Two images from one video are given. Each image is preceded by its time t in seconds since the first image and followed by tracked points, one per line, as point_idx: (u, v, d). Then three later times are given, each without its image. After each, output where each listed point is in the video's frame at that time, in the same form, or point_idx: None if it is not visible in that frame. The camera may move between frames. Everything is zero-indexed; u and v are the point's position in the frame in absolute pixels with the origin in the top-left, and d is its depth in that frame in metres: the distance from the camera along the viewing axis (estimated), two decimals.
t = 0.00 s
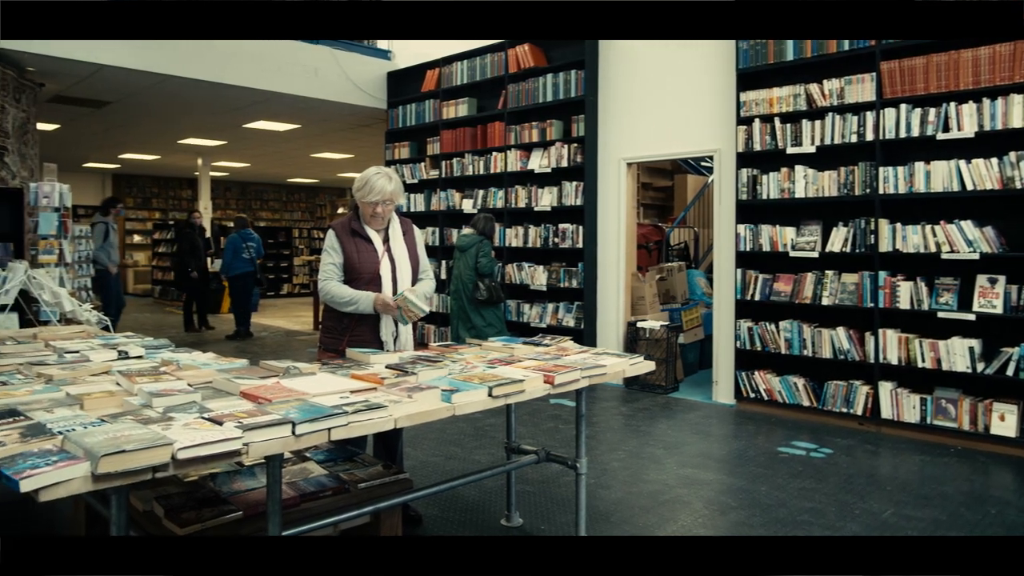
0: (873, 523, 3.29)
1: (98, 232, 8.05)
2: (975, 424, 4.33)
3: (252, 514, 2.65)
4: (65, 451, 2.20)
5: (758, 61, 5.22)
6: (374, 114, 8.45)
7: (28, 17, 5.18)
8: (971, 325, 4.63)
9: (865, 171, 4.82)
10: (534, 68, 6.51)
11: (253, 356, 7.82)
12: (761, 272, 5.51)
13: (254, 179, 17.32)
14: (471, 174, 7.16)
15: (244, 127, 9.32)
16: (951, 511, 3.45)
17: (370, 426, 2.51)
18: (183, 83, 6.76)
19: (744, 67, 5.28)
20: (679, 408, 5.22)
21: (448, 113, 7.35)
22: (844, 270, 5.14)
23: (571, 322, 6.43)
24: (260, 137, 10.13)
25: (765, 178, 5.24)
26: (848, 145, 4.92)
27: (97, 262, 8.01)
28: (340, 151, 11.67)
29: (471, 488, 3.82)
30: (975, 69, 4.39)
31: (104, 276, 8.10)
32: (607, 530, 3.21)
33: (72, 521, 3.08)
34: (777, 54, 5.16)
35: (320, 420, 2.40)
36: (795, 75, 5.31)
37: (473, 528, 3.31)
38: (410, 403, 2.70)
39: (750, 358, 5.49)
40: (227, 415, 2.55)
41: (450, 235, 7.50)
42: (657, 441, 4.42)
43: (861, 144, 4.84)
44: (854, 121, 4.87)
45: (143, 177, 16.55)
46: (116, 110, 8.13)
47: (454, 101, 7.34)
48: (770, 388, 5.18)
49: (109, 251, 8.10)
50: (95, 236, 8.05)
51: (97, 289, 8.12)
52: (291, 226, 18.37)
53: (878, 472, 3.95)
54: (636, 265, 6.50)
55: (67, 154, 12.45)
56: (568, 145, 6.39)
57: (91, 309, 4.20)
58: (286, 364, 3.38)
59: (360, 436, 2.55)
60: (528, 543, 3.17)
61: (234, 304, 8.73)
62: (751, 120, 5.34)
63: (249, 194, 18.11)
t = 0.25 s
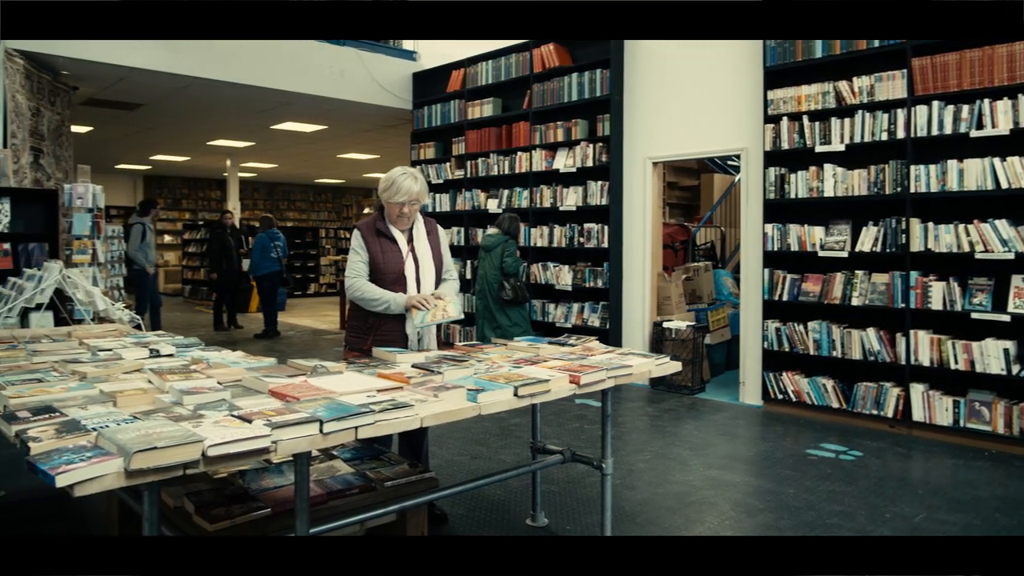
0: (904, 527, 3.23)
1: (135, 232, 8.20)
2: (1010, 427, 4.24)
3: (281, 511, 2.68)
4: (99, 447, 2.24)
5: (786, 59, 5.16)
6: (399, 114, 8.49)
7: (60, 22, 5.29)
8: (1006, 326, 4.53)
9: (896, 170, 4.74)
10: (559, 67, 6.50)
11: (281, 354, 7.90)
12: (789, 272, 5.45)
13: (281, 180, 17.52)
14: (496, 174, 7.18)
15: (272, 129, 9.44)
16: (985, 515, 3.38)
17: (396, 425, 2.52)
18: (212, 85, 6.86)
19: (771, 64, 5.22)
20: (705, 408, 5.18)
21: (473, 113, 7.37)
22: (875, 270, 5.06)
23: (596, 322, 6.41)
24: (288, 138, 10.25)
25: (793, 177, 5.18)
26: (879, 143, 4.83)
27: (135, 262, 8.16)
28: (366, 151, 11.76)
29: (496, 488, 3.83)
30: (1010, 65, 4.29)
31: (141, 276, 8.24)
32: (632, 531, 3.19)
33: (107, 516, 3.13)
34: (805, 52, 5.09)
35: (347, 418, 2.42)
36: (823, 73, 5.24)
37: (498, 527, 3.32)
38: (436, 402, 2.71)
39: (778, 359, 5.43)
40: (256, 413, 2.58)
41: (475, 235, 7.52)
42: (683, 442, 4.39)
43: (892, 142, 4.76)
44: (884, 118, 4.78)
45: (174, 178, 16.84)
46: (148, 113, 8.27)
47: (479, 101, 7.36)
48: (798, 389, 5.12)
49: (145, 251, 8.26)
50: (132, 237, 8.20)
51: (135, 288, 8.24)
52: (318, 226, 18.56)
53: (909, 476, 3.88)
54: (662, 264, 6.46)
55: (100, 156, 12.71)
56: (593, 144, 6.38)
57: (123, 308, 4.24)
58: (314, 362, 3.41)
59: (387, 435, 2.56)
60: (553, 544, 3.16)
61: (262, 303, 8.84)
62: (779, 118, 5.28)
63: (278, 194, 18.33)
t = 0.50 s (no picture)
0: (931, 531, 3.18)
1: (169, 232, 8.24)
2: None
3: (304, 509, 2.70)
4: (127, 444, 2.27)
5: (810, 57, 5.11)
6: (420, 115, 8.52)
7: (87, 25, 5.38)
8: None
9: (922, 168, 4.67)
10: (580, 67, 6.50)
11: (303, 353, 7.97)
12: (813, 272, 5.39)
13: (304, 180, 17.67)
14: (517, 174, 7.18)
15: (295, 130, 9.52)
16: (1014, 520, 3.32)
17: (418, 424, 2.53)
18: (236, 87, 6.94)
19: (795, 62, 5.17)
20: (728, 410, 5.14)
21: (495, 113, 7.38)
22: (901, 270, 4.99)
23: (617, 322, 6.40)
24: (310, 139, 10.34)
25: (817, 176, 5.13)
26: (905, 141, 4.76)
27: (169, 261, 8.16)
28: (388, 152, 11.83)
29: (517, 488, 3.83)
30: None
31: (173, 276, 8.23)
32: (654, 533, 3.18)
33: (135, 512, 3.18)
34: (829, 49, 5.03)
35: (369, 417, 2.43)
36: (848, 70, 5.18)
37: (519, 527, 3.32)
38: (458, 402, 2.72)
39: (801, 360, 5.38)
40: (280, 411, 2.61)
41: (497, 235, 7.53)
42: (706, 443, 4.36)
43: (919, 141, 4.68)
44: (910, 116, 4.71)
45: (199, 179, 17.05)
46: (173, 115, 8.39)
47: (500, 101, 7.37)
48: (823, 391, 5.06)
49: (178, 251, 8.29)
50: (165, 236, 8.23)
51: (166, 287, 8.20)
52: (341, 227, 18.71)
53: (937, 479, 3.82)
54: (684, 264, 6.42)
55: (127, 158, 12.90)
56: (614, 143, 6.37)
57: (149, 307, 4.29)
58: (336, 361, 3.44)
59: (410, 434, 2.58)
60: (574, 544, 3.15)
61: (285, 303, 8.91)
62: (803, 116, 5.23)
63: (301, 195, 18.50)
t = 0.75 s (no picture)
0: (959, 536, 3.13)
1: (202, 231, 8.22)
2: None
3: (326, 508, 2.72)
4: (154, 441, 2.30)
5: (834, 54, 5.05)
6: (441, 115, 8.55)
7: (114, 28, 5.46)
8: None
9: (949, 167, 4.59)
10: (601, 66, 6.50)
11: (325, 352, 8.02)
12: (837, 272, 5.33)
13: (327, 181, 17.81)
14: (537, 174, 7.18)
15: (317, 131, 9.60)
16: None
17: (439, 423, 2.54)
18: (259, 89, 7.01)
19: (818, 60, 5.12)
20: (750, 411, 5.10)
21: (515, 113, 7.38)
22: (928, 271, 4.92)
23: (639, 323, 6.39)
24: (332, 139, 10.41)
25: (842, 175, 5.07)
26: (931, 140, 4.69)
27: (204, 260, 8.12)
28: (409, 152, 11.88)
29: (538, 488, 3.83)
30: None
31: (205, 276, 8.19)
32: (676, 534, 3.16)
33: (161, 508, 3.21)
34: (853, 47, 4.98)
35: (391, 416, 2.44)
36: (873, 68, 5.12)
37: (540, 527, 3.32)
38: (479, 401, 2.72)
39: (824, 361, 5.32)
40: (303, 410, 2.62)
41: (517, 235, 7.53)
42: (728, 445, 4.33)
43: (946, 139, 4.61)
44: (937, 114, 4.63)
45: (223, 180, 17.24)
46: (198, 116, 8.48)
47: (521, 101, 7.37)
48: (847, 392, 5.01)
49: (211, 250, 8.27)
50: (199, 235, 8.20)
51: (199, 287, 8.11)
52: (362, 227, 18.82)
53: (964, 482, 3.76)
54: (706, 265, 6.36)
55: (152, 159, 13.07)
56: (635, 143, 6.36)
57: (174, 306, 4.34)
58: (358, 361, 3.46)
59: (431, 433, 2.59)
60: (595, 545, 3.14)
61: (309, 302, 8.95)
62: (827, 115, 5.18)
63: (323, 195, 18.64)
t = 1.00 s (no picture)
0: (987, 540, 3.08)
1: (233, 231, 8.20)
2: None
3: (348, 506, 2.74)
4: (179, 438, 2.33)
5: (858, 52, 4.99)
6: (461, 115, 8.57)
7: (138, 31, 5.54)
8: None
9: (977, 165, 4.51)
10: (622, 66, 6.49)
11: (347, 352, 8.06)
12: (861, 272, 5.27)
13: (348, 181, 17.91)
14: (558, 173, 7.17)
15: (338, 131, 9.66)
16: None
17: (460, 423, 2.55)
18: (281, 90, 7.07)
19: (842, 58, 5.06)
20: (773, 412, 5.06)
21: (536, 113, 7.38)
22: (954, 271, 4.85)
23: (660, 323, 6.35)
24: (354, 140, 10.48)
25: (866, 174, 5.01)
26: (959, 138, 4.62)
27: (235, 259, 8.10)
28: (430, 152, 11.92)
29: (559, 488, 3.83)
30: None
31: (234, 275, 8.17)
32: (698, 536, 3.14)
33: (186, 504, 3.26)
34: (878, 44, 4.91)
35: (413, 415, 2.45)
36: (899, 65, 5.05)
37: (561, 527, 3.32)
38: (500, 401, 2.73)
39: (849, 362, 5.26)
40: (326, 408, 2.64)
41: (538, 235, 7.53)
42: (751, 446, 4.29)
43: (974, 137, 4.54)
44: (964, 111, 4.57)
45: (246, 180, 17.40)
46: (221, 118, 8.57)
47: (541, 101, 7.37)
48: (872, 394, 4.95)
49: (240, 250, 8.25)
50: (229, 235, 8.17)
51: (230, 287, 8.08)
52: (383, 227, 18.92)
53: (993, 486, 3.70)
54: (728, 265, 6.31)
55: (177, 160, 13.24)
56: (656, 142, 6.33)
57: (198, 305, 4.38)
58: (380, 360, 3.48)
59: (452, 432, 2.60)
60: (616, 546, 3.13)
61: (330, 301, 9.01)
62: (851, 113, 5.11)
63: (345, 195, 18.76)
